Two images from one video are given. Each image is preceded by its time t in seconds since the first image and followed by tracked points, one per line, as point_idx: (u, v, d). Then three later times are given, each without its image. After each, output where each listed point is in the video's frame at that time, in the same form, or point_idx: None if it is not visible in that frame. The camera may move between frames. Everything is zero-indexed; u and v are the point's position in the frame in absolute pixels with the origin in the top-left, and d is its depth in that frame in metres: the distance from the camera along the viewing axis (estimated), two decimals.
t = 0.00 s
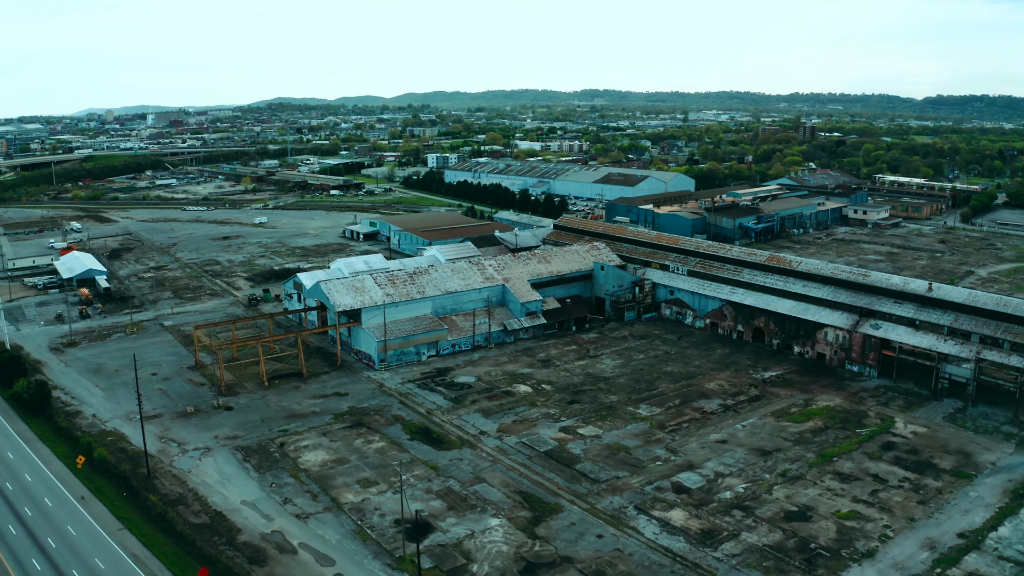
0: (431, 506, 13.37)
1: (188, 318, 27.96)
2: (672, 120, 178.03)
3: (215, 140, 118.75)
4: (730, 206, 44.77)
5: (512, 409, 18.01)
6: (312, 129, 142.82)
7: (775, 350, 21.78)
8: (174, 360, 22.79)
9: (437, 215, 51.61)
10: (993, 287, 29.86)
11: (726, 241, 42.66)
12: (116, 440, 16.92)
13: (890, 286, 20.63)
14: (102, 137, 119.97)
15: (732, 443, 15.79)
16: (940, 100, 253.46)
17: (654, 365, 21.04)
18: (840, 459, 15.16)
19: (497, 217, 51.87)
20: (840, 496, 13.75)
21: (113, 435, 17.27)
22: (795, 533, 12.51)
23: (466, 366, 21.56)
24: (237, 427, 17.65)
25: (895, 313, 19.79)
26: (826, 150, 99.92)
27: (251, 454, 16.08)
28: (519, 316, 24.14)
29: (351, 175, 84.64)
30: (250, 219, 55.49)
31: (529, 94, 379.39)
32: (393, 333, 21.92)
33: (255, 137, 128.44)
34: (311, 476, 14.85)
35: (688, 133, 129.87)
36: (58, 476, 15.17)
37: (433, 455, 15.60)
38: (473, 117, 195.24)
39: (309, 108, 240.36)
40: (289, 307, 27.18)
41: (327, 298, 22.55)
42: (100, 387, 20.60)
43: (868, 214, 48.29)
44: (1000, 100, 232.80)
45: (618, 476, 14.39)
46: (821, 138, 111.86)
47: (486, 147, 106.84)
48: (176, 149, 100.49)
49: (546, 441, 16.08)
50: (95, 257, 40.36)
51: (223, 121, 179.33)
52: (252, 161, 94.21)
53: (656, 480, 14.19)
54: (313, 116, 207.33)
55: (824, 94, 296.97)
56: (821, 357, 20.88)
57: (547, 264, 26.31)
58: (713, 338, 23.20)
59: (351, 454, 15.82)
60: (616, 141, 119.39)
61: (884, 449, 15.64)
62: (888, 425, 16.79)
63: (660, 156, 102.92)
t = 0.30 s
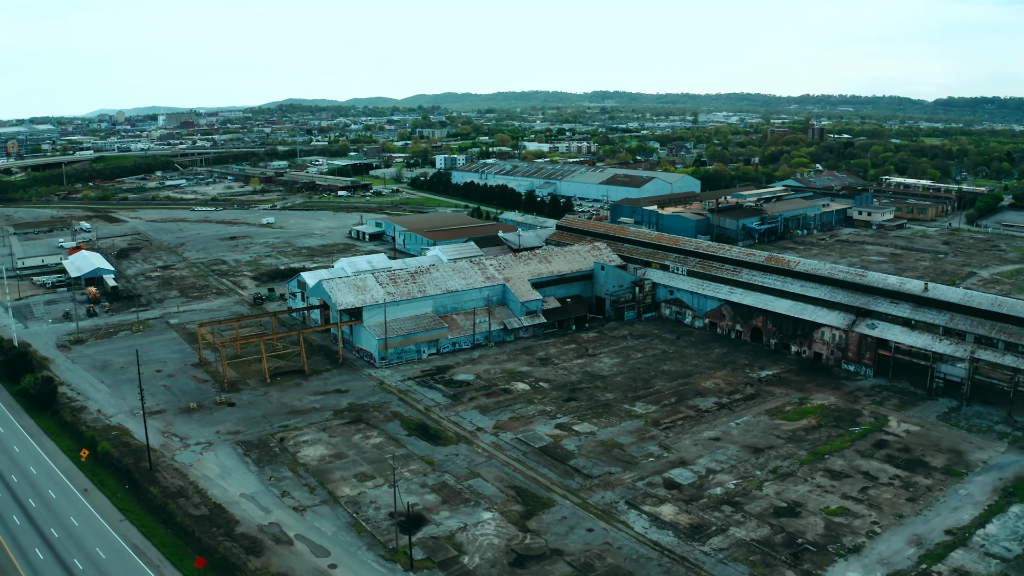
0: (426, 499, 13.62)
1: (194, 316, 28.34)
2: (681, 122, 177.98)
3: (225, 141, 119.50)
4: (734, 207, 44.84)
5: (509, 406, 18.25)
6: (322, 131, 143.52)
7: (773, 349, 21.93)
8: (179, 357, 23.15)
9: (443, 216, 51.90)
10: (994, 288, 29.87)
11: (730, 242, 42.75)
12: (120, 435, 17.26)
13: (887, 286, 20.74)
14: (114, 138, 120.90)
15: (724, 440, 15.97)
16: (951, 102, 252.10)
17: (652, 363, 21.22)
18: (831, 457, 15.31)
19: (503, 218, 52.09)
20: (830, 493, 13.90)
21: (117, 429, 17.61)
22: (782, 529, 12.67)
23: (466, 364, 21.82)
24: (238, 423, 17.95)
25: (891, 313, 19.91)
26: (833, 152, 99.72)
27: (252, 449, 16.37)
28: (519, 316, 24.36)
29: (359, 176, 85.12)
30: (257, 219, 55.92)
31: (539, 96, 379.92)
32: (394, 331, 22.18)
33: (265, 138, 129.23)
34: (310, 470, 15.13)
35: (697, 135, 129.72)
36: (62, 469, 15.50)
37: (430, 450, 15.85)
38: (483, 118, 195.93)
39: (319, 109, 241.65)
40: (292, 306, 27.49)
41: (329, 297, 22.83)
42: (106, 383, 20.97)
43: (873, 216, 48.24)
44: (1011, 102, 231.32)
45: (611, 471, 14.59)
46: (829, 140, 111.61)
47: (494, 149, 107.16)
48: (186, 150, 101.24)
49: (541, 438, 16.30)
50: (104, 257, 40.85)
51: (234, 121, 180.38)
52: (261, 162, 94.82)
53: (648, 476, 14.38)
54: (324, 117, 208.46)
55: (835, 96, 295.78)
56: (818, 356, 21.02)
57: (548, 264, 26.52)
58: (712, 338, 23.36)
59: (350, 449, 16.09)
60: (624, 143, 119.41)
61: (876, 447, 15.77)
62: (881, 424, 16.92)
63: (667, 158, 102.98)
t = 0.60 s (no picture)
0: (421, 494, 13.84)
1: (199, 315, 28.67)
2: (689, 123, 177.80)
3: (234, 142, 120.17)
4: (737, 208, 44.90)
5: (506, 404, 18.45)
6: (330, 132, 144.15)
7: (770, 349, 22.06)
8: (183, 355, 23.47)
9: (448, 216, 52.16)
10: (995, 289, 29.88)
11: (732, 243, 42.83)
12: (123, 430, 17.55)
13: (883, 286, 20.85)
14: (124, 138, 121.78)
15: (718, 438, 16.12)
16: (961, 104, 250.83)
17: (649, 362, 21.39)
18: (823, 455, 15.45)
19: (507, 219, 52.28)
20: (820, 490, 14.05)
21: (120, 425, 17.91)
22: (771, 525, 12.83)
23: (465, 362, 22.04)
24: (239, 419, 18.22)
25: (887, 313, 20.02)
26: (840, 153, 99.55)
27: (252, 444, 16.62)
28: (518, 315, 24.56)
29: (366, 176, 85.52)
30: (264, 219, 56.30)
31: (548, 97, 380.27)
32: (395, 329, 22.42)
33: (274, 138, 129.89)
34: (308, 465, 15.37)
35: (704, 136, 129.64)
36: (66, 463, 15.79)
37: (426, 446, 16.07)
38: (492, 120, 196.40)
39: (328, 110, 242.67)
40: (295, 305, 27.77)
41: (330, 295, 23.09)
42: (111, 379, 21.29)
43: (876, 217, 48.22)
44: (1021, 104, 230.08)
45: (604, 468, 14.78)
46: (837, 141, 111.38)
47: (501, 150, 107.40)
48: (195, 150, 101.88)
49: (537, 434, 16.51)
50: (111, 256, 41.27)
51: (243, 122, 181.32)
52: (269, 163, 95.37)
53: (640, 473, 14.56)
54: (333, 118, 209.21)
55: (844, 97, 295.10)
56: (815, 356, 21.14)
57: (548, 264, 26.72)
58: (710, 338, 23.51)
59: (348, 445, 16.33)
60: (631, 144, 119.50)
61: (869, 446, 15.91)
62: (875, 422, 17.05)
63: (674, 159, 102.95)
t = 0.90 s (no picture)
0: (416, 488, 14.06)
1: (203, 313, 29.00)
2: (697, 125, 177.62)
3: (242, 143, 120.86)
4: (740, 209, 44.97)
5: (504, 401, 18.66)
6: (338, 133, 144.79)
7: (768, 349, 22.20)
8: (187, 352, 23.78)
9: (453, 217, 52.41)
10: (996, 289, 29.89)
11: (735, 243, 42.92)
12: (126, 425, 17.86)
13: (880, 286, 20.95)
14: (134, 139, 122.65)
15: (711, 435, 16.29)
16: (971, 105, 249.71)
17: (647, 361, 21.55)
18: (816, 452, 15.59)
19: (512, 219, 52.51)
20: (810, 487, 14.19)
21: (124, 420, 18.22)
22: (760, 520, 13.00)
23: (465, 360, 22.26)
24: (240, 415, 18.50)
25: (883, 313, 20.14)
26: (847, 154, 99.38)
27: (252, 439, 16.89)
28: (518, 314, 24.78)
29: (373, 177, 85.92)
30: (270, 220, 56.69)
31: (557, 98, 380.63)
32: (395, 328, 22.67)
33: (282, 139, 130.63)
34: (306, 460, 15.61)
35: (711, 138, 129.50)
36: (69, 457, 16.09)
37: (423, 442, 16.29)
38: (500, 121, 196.77)
39: (339, 112, 244.15)
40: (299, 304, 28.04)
41: (332, 294, 23.35)
42: (115, 376, 21.62)
43: (880, 218, 48.21)
44: None
45: (597, 464, 14.97)
46: (845, 143, 111.10)
47: (508, 151, 107.64)
48: (203, 151, 102.56)
49: (532, 431, 16.71)
50: (118, 256, 41.70)
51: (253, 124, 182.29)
52: (277, 163, 95.89)
53: (633, 469, 14.74)
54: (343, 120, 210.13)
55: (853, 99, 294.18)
56: (812, 356, 21.27)
57: (548, 264, 26.91)
58: (708, 337, 23.65)
59: (346, 440, 16.57)
60: (638, 145, 119.47)
61: (861, 444, 16.04)
62: (869, 421, 17.17)
63: (680, 160, 103.03)
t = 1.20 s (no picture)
0: (411, 483, 14.29)
1: (208, 312, 29.34)
2: (705, 126, 177.42)
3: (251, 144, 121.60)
4: (743, 210, 45.05)
5: (501, 398, 18.88)
6: (346, 134, 145.43)
7: (766, 348, 22.35)
8: (191, 350, 24.11)
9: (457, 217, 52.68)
10: (996, 291, 29.90)
11: (737, 244, 43.02)
12: (129, 421, 18.16)
13: (876, 286, 21.05)
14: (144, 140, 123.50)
15: (705, 433, 16.46)
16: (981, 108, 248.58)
17: (645, 360, 21.72)
18: (808, 450, 15.74)
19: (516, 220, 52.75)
20: (801, 484, 14.34)
21: (127, 415, 18.53)
22: (749, 516, 13.16)
23: (464, 359, 22.49)
24: (242, 411, 18.77)
25: (879, 312, 20.25)
26: (854, 156, 99.15)
27: (252, 435, 17.15)
28: (518, 313, 24.98)
29: (380, 178, 86.31)
30: (276, 220, 57.10)
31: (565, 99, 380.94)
32: (396, 326, 22.91)
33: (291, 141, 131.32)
34: (305, 455, 15.87)
35: (719, 140, 129.42)
36: (72, 451, 16.41)
37: (420, 438, 16.52)
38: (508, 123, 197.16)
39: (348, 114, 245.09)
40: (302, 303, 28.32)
41: (333, 293, 23.61)
42: (119, 373, 21.94)
43: (884, 220, 48.21)
44: None
45: (590, 460, 15.16)
46: (852, 144, 110.86)
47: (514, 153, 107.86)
48: (212, 152, 103.23)
49: (528, 428, 16.91)
50: (126, 256, 42.14)
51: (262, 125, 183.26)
52: (284, 164, 96.40)
53: (626, 465, 14.92)
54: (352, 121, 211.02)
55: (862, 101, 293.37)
56: (809, 355, 21.42)
57: (549, 264, 27.11)
58: (707, 337, 23.79)
59: (344, 437, 16.82)
60: (645, 147, 119.54)
61: (854, 442, 16.17)
62: (862, 420, 17.30)
63: (687, 162, 103.03)
